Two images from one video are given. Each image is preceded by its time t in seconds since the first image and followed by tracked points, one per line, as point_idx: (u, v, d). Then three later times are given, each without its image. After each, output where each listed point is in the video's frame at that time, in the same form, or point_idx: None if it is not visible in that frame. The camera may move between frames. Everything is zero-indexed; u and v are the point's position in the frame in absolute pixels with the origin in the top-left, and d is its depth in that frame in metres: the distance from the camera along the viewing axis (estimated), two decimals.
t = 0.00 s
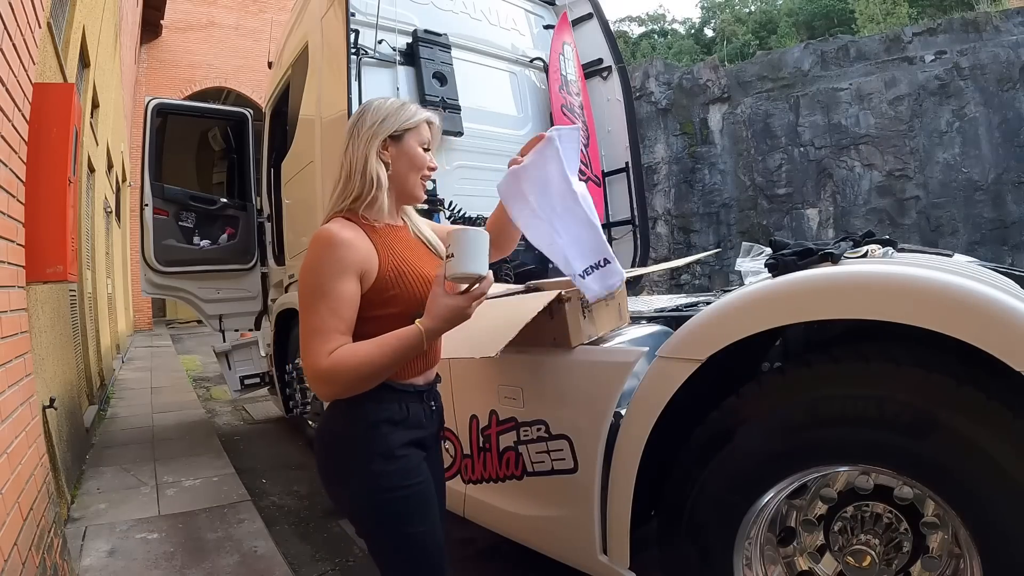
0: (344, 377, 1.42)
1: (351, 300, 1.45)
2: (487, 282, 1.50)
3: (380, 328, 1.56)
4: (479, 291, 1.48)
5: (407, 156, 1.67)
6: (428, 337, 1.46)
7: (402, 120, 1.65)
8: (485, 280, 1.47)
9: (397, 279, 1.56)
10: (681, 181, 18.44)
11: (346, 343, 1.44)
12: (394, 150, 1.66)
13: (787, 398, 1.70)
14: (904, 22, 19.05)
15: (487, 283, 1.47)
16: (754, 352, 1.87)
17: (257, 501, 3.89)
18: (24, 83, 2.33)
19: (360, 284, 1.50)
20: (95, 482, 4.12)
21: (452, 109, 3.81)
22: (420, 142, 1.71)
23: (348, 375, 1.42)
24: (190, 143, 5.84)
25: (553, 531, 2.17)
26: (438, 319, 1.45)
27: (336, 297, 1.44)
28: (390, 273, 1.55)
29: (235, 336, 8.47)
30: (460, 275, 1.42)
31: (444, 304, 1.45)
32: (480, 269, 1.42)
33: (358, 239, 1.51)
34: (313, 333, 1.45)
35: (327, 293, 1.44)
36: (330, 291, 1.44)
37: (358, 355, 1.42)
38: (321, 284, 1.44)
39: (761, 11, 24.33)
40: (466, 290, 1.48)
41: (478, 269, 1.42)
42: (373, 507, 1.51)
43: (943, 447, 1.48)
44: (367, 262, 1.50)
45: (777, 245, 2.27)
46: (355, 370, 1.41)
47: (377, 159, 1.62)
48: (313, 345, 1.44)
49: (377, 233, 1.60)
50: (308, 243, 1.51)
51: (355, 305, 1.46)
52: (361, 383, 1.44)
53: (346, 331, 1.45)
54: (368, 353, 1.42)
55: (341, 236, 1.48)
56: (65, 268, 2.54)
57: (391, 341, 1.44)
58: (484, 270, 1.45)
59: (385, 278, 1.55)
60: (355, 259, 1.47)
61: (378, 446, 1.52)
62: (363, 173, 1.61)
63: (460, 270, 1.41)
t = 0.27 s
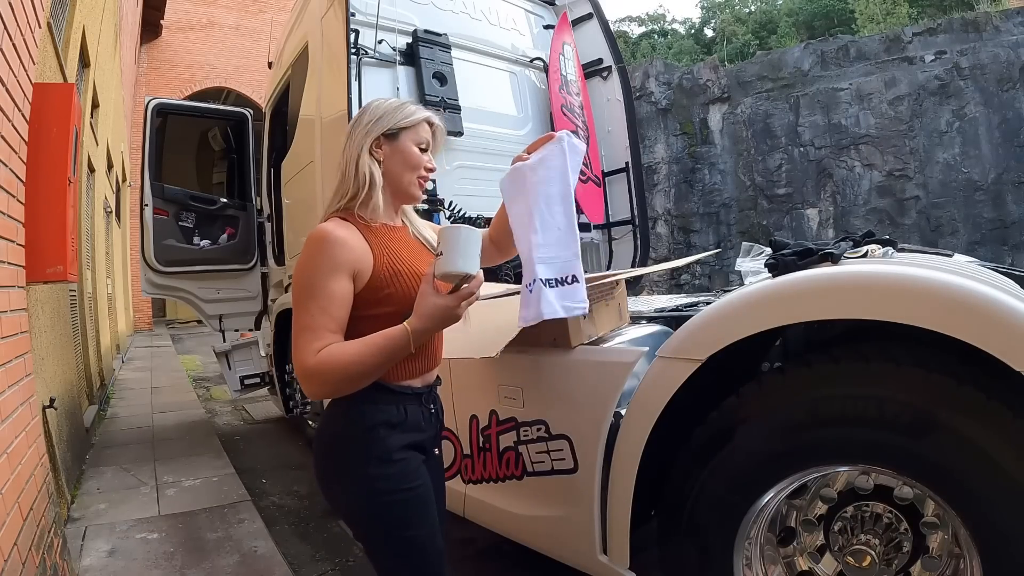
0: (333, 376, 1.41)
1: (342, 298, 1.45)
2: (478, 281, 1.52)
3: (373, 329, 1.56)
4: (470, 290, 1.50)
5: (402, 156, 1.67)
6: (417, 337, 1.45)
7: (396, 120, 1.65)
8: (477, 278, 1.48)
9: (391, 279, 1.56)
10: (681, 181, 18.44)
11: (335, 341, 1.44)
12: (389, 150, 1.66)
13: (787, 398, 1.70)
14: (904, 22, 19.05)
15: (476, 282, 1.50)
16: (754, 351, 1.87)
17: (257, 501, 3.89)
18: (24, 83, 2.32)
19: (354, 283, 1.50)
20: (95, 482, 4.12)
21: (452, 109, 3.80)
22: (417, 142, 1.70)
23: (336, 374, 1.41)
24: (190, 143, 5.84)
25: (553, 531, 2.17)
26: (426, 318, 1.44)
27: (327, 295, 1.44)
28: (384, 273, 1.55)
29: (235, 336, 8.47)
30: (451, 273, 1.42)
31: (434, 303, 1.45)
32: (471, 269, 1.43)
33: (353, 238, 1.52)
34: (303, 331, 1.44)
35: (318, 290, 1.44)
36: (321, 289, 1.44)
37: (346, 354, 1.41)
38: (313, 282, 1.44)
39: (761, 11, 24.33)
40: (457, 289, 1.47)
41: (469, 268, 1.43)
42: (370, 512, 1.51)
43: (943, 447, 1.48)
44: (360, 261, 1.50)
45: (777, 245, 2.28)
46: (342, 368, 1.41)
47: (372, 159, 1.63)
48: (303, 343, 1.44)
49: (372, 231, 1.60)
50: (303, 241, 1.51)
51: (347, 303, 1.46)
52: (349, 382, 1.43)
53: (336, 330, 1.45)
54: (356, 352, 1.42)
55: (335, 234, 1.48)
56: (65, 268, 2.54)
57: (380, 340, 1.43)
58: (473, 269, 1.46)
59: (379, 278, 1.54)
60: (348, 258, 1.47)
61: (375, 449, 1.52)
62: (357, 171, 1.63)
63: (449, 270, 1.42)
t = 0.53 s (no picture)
0: (344, 372, 1.41)
1: (357, 295, 1.44)
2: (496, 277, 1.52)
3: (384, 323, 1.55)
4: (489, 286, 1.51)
5: (422, 159, 1.67)
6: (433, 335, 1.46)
7: (422, 124, 1.64)
8: (496, 273, 1.49)
9: (404, 276, 1.55)
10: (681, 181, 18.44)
11: (348, 336, 1.43)
12: (410, 153, 1.65)
13: (787, 398, 1.70)
14: (904, 22, 19.04)
15: (497, 276, 1.50)
16: (754, 351, 1.87)
17: (257, 501, 3.89)
18: (24, 83, 2.33)
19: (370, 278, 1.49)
20: (95, 482, 4.12)
21: (452, 109, 3.80)
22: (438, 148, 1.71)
23: (348, 371, 1.41)
24: (190, 143, 5.84)
25: (552, 532, 2.17)
26: (445, 315, 1.45)
27: (342, 291, 1.43)
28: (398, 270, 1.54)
29: (235, 336, 8.47)
30: (470, 269, 1.44)
31: (453, 300, 1.45)
32: (492, 261, 1.44)
33: (370, 233, 1.51)
34: (315, 325, 1.43)
35: (333, 285, 1.42)
36: (337, 283, 1.42)
37: (362, 348, 1.41)
38: (328, 277, 1.43)
39: (761, 11, 24.32)
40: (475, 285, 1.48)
41: (489, 263, 1.44)
42: (370, 516, 1.51)
43: (942, 447, 1.48)
44: (377, 256, 1.49)
45: (777, 245, 2.28)
46: (356, 364, 1.41)
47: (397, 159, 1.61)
48: (314, 337, 1.43)
49: (387, 229, 1.59)
50: (317, 234, 1.50)
51: (361, 300, 1.45)
52: (361, 377, 1.43)
53: (350, 326, 1.44)
54: (373, 348, 1.42)
55: (353, 230, 1.46)
56: (65, 268, 2.54)
57: (394, 338, 1.43)
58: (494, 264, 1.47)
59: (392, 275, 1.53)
60: (365, 254, 1.46)
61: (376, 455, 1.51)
62: (381, 171, 1.60)
63: (470, 265, 1.43)
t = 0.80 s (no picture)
0: (389, 367, 1.39)
1: (396, 290, 1.44)
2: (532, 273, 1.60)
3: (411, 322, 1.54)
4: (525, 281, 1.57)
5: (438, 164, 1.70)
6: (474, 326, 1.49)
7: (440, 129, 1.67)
8: (532, 268, 1.56)
9: (430, 275, 1.57)
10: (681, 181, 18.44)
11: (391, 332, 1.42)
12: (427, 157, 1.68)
13: (787, 398, 1.70)
14: (904, 22, 19.04)
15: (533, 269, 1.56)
16: (754, 351, 1.87)
17: (257, 501, 3.89)
18: (24, 83, 2.33)
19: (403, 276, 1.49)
20: (95, 482, 4.12)
21: (452, 109, 3.80)
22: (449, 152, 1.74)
23: (394, 365, 1.39)
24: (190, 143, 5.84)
25: (552, 532, 2.17)
26: (487, 307, 1.49)
27: (382, 286, 1.42)
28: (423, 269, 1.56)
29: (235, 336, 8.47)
30: (509, 262, 1.54)
31: (494, 293, 1.51)
32: (524, 250, 1.53)
33: (401, 232, 1.51)
34: (354, 322, 1.40)
35: (372, 280, 1.41)
36: (378, 279, 1.41)
37: (410, 342, 1.41)
38: (366, 272, 1.41)
39: (761, 11, 24.31)
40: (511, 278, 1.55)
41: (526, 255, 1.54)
42: (383, 514, 1.50)
43: (942, 447, 1.48)
44: (411, 254, 1.49)
45: (777, 245, 2.28)
46: (405, 358, 1.40)
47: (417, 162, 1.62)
48: (355, 334, 1.40)
49: (411, 230, 1.59)
50: (346, 232, 1.48)
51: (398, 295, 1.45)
52: (407, 372, 1.42)
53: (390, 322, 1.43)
54: (420, 341, 1.42)
55: (385, 227, 1.47)
56: (65, 267, 2.54)
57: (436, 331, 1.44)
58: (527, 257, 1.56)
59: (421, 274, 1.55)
60: (399, 250, 1.46)
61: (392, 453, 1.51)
62: (404, 173, 1.61)
63: (509, 258, 1.53)
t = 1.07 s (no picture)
0: (391, 362, 1.42)
1: (393, 289, 1.47)
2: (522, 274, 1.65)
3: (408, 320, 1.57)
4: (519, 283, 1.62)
5: (435, 174, 1.72)
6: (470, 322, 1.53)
7: (438, 139, 1.69)
8: (520, 268, 1.60)
9: (425, 276, 1.60)
10: (681, 181, 18.44)
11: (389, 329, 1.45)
12: (424, 166, 1.70)
13: (787, 398, 1.70)
14: (904, 22, 19.05)
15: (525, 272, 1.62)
16: (754, 351, 1.87)
17: (257, 501, 3.89)
18: (24, 83, 2.33)
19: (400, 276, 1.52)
20: (95, 481, 4.12)
21: (452, 108, 3.80)
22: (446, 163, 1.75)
23: (394, 360, 1.42)
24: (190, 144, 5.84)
25: (553, 532, 2.17)
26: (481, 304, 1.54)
27: (381, 284, 1.45)
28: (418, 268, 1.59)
29: (235, 336, 8.47)
30: (497, 263, 1.56)
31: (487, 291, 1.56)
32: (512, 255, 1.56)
33: (397, 233, 1.54)
34: (355, 320, 1.43)
35: (370, 278, 1.44)
36: (376, 278, 1.44)
37: (409, 338, 1.44)
38: (365, 272, 1.45)
39: (761, 11, 24.30)
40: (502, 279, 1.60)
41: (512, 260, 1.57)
42: (387, 502, 1.51)
43: (942, 447, 1.48)
44: (407, 254, 1.53)
45: (777, 245, 2.28)
46: (404, 354, 1.43)
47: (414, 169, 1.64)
48: (356, 332, 1.43)
49: (406, 234, 1.61)
50: (344, 234, 1.51)
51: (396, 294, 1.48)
52: (405, 367, 1.45)
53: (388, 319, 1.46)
54: (417, 337, 1.45)
55: (382, 228, 1.50)
56: (65, 268, 2.54)
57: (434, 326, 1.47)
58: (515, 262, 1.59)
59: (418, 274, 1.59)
60: (397, 250, 1.50)
61: (392, 443, 1.53)
62: (401, 180, 1.62)
63: (498, 259, 1.56)
